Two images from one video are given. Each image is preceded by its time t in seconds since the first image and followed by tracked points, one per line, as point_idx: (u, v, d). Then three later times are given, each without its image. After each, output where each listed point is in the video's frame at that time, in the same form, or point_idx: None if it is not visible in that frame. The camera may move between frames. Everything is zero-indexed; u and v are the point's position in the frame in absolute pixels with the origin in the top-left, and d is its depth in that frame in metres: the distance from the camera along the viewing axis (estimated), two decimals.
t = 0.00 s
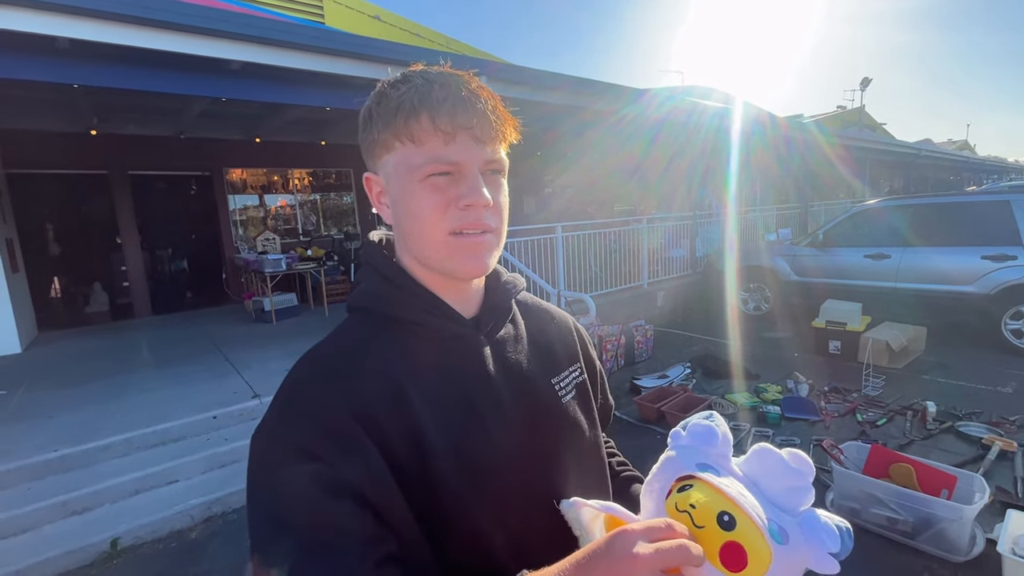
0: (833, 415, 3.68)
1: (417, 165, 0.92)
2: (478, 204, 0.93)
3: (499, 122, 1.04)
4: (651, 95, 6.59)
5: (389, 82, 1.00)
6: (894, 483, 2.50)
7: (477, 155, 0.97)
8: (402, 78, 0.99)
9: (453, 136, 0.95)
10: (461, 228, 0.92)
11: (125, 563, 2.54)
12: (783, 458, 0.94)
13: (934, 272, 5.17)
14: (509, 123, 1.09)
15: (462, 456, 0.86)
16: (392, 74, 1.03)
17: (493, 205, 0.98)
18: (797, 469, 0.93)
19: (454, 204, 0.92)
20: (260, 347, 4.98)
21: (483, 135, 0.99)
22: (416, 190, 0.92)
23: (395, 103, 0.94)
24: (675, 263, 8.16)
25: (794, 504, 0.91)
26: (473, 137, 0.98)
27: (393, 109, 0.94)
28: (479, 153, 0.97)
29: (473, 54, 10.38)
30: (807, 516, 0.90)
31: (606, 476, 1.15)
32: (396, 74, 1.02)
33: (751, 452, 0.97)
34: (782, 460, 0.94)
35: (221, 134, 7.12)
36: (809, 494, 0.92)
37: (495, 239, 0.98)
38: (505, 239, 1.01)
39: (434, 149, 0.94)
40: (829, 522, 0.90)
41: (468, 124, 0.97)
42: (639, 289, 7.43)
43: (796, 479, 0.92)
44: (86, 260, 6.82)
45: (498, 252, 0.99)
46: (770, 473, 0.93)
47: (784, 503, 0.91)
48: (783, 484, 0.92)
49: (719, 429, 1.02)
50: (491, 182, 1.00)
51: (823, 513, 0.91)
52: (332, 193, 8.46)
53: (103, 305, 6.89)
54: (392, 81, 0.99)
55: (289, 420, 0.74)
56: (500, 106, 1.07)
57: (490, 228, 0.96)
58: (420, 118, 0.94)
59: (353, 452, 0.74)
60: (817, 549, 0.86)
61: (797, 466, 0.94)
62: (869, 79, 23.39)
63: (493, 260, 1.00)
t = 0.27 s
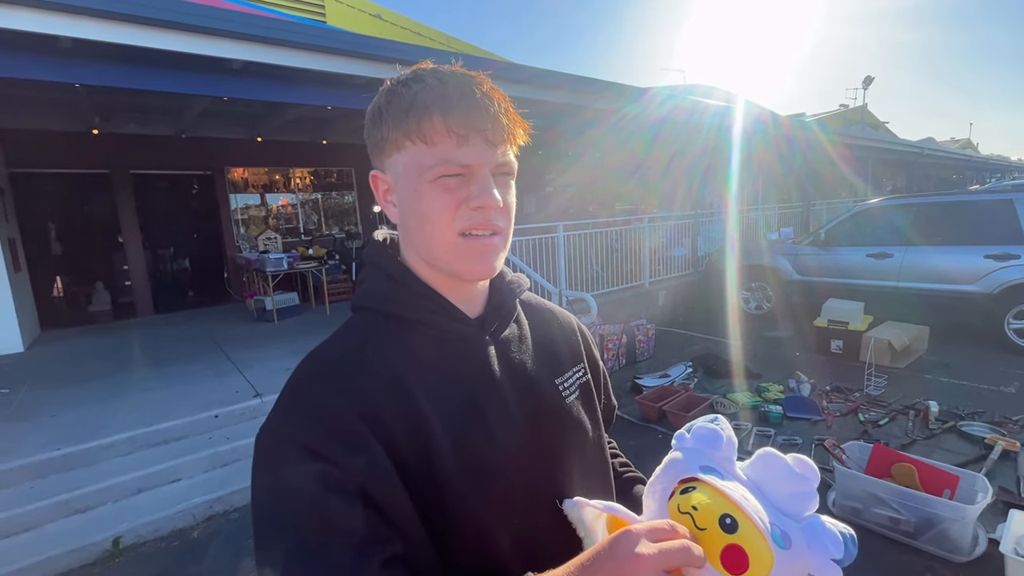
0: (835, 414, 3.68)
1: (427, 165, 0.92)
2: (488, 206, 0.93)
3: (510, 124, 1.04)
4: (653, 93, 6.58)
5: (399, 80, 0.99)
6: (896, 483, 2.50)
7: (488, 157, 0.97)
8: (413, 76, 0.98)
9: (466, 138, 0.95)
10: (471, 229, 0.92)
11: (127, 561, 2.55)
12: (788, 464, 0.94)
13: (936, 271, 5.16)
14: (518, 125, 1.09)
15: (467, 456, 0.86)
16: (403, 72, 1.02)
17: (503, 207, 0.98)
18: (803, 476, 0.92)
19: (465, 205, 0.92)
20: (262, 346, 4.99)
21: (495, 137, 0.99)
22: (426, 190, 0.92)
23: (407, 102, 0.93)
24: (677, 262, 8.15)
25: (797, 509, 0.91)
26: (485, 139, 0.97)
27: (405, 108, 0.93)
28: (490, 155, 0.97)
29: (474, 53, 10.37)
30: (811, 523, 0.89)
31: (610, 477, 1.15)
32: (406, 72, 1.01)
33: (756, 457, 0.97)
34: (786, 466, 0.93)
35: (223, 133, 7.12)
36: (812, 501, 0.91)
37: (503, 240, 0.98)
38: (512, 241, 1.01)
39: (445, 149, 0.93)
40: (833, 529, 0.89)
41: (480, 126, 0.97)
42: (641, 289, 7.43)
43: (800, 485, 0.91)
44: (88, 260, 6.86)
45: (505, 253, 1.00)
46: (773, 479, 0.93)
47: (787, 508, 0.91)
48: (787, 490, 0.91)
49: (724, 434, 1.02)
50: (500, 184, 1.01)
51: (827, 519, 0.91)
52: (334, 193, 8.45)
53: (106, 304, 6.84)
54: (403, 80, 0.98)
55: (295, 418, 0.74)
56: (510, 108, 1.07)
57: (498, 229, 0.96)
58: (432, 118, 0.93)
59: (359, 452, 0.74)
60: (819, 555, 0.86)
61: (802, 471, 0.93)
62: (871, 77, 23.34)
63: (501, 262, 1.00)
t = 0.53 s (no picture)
0: (837, 415, 3.67)
1: (440, 166, 0.92)
2: (500, 208, 0.93)
3: (518, 126, 1.05)
4: (654, 93, 6.58)
5: (409, 79, 0.98)
6: (898, 484, 2.49)
7: (499, 159, 0.98)
8: (423, 76, 0.98)
9: (478, 140, 0.95)
10: (483, 231, 0.93)
11: (129, 560, 2.56)
12: (793, 469, 0.93)
13: (939, 271, 5.14)
14: (525, 127, 1.10)
15: (470, 455, 0.86)
16: (411, 71, 1.01)
17: (512, 209, 0.99)
18: (807, 481, 0.92)
19: (477, 207, 0.92)
20: (264, 346, 5.00)
21: (506, 139, 1.00)
22: (437, 191, 0.91)
23: (420, 102, 0.93)
24: (678, 262, 8.14)
25: (800, 512, 0.91)
26: (496, 141, 0.98)
27: (417, 108, 0.92)
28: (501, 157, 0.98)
29: (475, 53, 10.37)
30: (813, 527, 0.89)
31: (612, 476, 1.15)
32: (414, 72, 1.00)
33: (760, 459, 0.97)
34: (792, 470, 0.93)
35: (225, 133, 7.13)
36: (816, 505, 0.91)
37: (512, 242, 0.99)
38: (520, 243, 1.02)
39: (457, 151, 0.93)
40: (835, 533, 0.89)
41: (492, 128, 0.97)
42: (642, 288, 7.42)
43: (804, 489, 0.91)
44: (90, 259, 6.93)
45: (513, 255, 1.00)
46: (777, 482, 0.93)
47: (791, 513, 0.90)
48: (791, 493, 0.91)
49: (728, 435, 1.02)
50: (509, 186, 1.01)
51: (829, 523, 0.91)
52: (335, 192, 8.46)
53: (108, 303, 6.97)
54: (413, 79, 0.98)
55: (298, 417, 0.74)
56: (518, 110, 1.08)
57: (507, 231, 0.97)
58: (444, 119, 0.93)
59: (362, 450, 0.74)
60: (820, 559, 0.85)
61: (805, 475, 0.93)
62: (875, 76, 23.34)
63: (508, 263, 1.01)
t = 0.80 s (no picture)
0: (838, 415, 3.66)
1: (449, 166, 0.92)
2: (508, 208, 0.95)
3: (523, 127, 1.06)
4: (656, 93, 6.58)
5: (414, 78, 0.98)
6: (900, 485, 2.49)
7: (506, 159, 0.98)
8: (429, 76, 0.98)
9: (485, 140, 0.96)
10: (491, 230, 0.93)
11: (132, 559, 2.56)
12: (793, 467, 0.94)
13: (942, 271, 5.13)
14: (528, 128, 1.11)
15: (473, 455, 0.87)
16: (415, 70, 1.01)
17: (518, 209, 1.00)
18: (807, 479, 0.92)
19: (486, 207, 0.93)
20: (266, 345, 5.01)
21: (511, 139, 1.01)
22: (447, 191, 0.92)
23: (428, 102, 0.93)
24: (680, 262, 8.14)
25: (799, 510, 0.91)
26: (503, 141, 0.99)
27: (426, 108, 0.93)
28: (508, 157, 0.99)
29: (477, 53, 10.38)
30: (813, 524, 0.89)
31: (613, 474, 1.16)
32: (419, 72, 1.00)
33: (760, 457, 0.97)
34: (793, 468, 0.93)
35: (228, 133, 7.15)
36: (815, 503, 0.91)
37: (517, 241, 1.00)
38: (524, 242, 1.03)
39: (466, 151, 0.94)
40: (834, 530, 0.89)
41: (499, 128, 0.98)
42: (644, 289, 7.41)
43: (804, 487, 0.91)
44: (93, 259, 7.00)
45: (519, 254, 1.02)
46: (777, 480, 0.93)
47: (791, 511, 0.91)
48: (791, 491, 0.91)
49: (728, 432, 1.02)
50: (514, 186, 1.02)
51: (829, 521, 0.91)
52: (337, 192, 8.47)
53: (111, 302, 6.95)
54: (419, 79, 0.97)
55: (302, 416, 0.75)
56: (522, 109, 1.09)
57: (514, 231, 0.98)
58: (453, 119, 0.93)
59: (365, 449, 0.74)
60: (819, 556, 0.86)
61: (805, 473, 0.93)
62: (877, 76, 23.30)
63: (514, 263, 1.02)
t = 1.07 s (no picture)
0: (840, 416, 3.66)
1: (449, 163, 0.92)
2: (509, 203, 0.95)
3: (522, 123, 1.06)
4: (658, 94, 6.58)
5: (413, 78, 0.99)
6: (902, 486, 2.48)
7: (506, 154, 0.99)
8: (427, 76, 0.99)
9: (485, 135, 0.96)
10: (494, 225, 0.94)
11: (134, 558, 2.57)
12: (790, 468, 0.93)
13: (945, 272, 5.12)
14: (527, 125, 1.11)
15: (473, 455, 0.87)
16: (413, 71, 1.01)
17: (519, 204, 1.01)
18: (804, 479, 0.91)
19: (488, 202, 0.93)
20: (268, 345, 5.02)
21: (511, 135, 1.01)
22: (448, 188, 0.92)
23: (427, 100, 0.93)
24: (682, 263, 8.13)
25: (794, 510, 0.90)
26: (503, 136, 0.99)
27: (425, 106, 0.93)
28: (508, 152, 0.99)
29: (479, 53, 10.40)
30: (809, 524, 0.89)
31: (612, 475, 1.15)
32: (417, 72, 1.01)
33: (757, 458, 0.97)
34: (789, 468, 0.93)
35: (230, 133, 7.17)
36: (812, 502, 0.91)
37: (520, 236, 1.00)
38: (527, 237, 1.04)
39: (466, 146, 0.94)
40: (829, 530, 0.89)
41: (498, 124, 0.99)
42: (645, 289, 7.41)
43: (801, 488, 0.90)
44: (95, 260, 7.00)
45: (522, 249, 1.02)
46: (774, 481, 0.92)
47: (787, 510, 0.90)
48: (787, 491, 0.91)
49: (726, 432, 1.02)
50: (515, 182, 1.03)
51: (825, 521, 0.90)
52: (339, 192, 8.48)
53: (112, 302, 7.01)
54: (417, 79, 0.98)
55: (303, 416, 0.75)
56: (520, 106, 1.09)
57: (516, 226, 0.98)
58: (452, 116, 0.94)
59: (366, 449, 0.75)
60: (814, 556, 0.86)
61: (801, 474, 0.92)
62: (880, 77, 23.27)
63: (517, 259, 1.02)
